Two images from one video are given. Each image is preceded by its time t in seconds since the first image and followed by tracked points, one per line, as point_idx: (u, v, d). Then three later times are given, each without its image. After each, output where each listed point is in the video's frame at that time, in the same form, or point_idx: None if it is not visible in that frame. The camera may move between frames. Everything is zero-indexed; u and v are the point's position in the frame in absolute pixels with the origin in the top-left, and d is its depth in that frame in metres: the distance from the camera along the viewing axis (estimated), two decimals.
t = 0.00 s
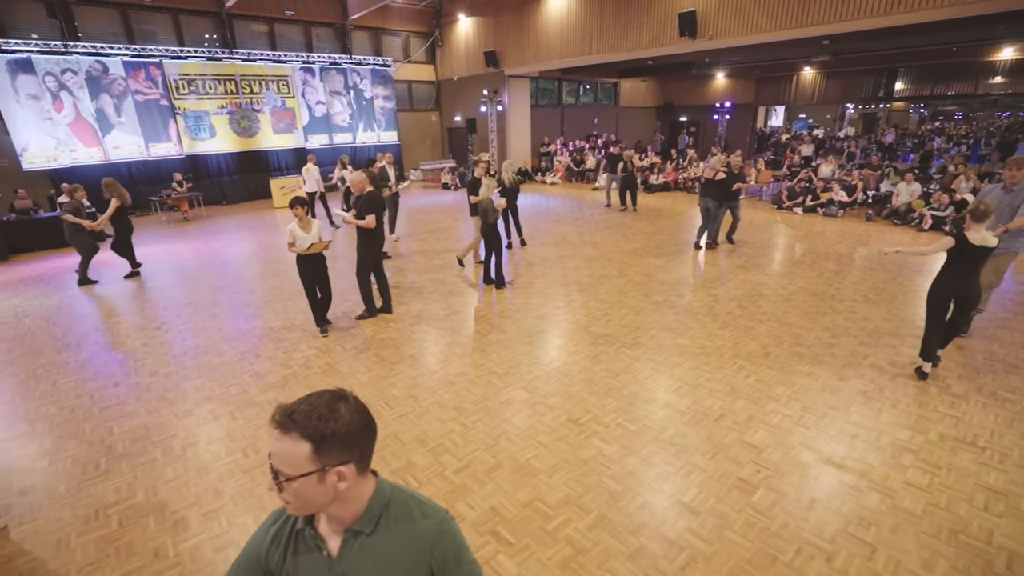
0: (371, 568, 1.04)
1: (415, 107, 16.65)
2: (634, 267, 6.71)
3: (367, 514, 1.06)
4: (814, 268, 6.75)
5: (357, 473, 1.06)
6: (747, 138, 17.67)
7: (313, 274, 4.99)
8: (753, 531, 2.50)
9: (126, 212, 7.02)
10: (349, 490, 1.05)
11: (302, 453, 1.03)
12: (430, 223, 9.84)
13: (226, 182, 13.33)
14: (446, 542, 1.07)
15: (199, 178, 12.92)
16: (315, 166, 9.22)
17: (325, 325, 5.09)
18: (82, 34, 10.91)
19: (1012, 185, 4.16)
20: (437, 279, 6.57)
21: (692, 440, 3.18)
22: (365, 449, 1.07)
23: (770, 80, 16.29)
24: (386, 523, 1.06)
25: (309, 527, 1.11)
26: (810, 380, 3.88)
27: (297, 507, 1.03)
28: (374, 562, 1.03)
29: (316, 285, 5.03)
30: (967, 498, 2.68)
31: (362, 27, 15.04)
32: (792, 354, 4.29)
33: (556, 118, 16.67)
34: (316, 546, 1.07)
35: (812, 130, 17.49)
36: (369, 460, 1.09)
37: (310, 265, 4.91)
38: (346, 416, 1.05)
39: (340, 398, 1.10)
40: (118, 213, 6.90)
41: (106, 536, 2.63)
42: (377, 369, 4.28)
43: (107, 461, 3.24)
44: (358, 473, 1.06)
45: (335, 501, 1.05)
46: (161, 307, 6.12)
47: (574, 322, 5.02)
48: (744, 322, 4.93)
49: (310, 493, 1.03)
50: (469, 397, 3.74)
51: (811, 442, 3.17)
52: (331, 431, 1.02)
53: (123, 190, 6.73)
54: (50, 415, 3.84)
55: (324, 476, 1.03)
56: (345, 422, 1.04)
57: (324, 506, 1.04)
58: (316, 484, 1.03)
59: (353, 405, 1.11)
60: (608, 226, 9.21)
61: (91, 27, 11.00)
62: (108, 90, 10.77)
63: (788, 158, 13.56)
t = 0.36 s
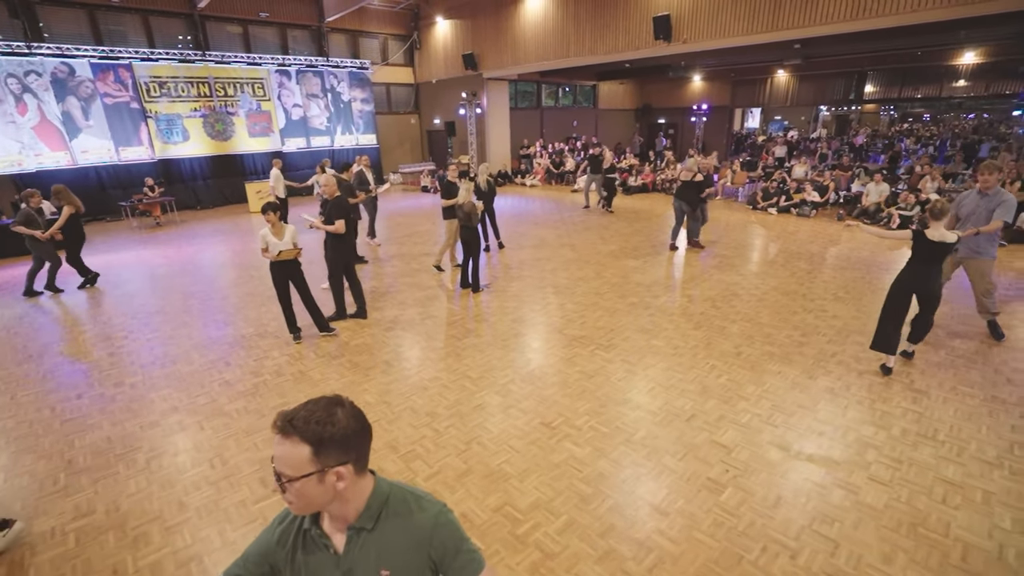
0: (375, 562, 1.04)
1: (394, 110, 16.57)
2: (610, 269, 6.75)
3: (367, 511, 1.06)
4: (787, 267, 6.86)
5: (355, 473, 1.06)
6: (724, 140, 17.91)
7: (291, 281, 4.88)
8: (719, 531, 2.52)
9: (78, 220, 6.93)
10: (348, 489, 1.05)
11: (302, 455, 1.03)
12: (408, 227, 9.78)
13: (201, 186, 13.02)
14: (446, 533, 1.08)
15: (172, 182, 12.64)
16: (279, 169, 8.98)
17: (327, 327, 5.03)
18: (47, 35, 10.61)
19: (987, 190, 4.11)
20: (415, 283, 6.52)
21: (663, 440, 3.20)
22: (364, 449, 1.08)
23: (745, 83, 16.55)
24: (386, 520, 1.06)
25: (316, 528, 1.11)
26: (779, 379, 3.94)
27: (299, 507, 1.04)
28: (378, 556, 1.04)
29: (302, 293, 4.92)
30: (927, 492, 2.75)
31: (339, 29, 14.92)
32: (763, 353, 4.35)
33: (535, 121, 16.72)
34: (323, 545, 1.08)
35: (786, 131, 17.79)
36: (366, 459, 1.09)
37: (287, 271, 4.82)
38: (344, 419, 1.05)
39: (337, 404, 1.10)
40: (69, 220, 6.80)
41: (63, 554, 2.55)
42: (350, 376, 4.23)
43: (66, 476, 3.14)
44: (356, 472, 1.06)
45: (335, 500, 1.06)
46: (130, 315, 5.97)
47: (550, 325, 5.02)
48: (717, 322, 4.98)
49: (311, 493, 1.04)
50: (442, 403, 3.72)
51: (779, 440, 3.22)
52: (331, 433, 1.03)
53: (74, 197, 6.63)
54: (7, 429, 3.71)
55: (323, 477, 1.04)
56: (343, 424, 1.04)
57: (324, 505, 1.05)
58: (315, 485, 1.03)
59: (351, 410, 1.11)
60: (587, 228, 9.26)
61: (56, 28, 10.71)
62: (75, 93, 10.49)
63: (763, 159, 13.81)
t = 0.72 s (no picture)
0: (395, 567, 1.03)
1: (373, 112, 16.44)
2: (587, 270, 6.78)
3: (376, 517, 1.04)
4: (760, 267, 6.96)
5: (358, 481, 1.02)
6: (702, 141, 18.15)
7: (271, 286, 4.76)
8: (686, 531, 2.53)
9: (45, 226, 6.68)
10: (351, 497, 1.01)
11: (303, 464, 0.98)
12: (386, 230, 9.70)
13: (174, 190, 12.55)
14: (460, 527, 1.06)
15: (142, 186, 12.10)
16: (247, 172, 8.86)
17: (300, 336, 4.94)
18: (10, 33, 10.28)
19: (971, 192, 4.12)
20: (391, 287, 6.46)
21: (634, 441, 3.21)
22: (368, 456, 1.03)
23: (721, 86, 16.80)
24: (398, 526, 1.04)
25: (333, 541, 1.10)
26: (749, 378, 3.99)
27: (304, 521, 0.99)
28: (396, 560, 1.03)
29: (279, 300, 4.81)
30: (888, 487, 2.82)
31: (316, 30, 14.75)
32: (734, 352, 4.41)
33: (515, 123, 16.74)
34: (342, 557, 1.07)
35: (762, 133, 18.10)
36: (368, 466, 1.04)
37: (266, 275, 4.70)
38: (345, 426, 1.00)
39: (335, 410, 1.04)
40: (35, 226, 6.56)
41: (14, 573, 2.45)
42: (321, 383, 4.17)
43: (20, 493, 3.03)
44: (360, 479, 1.02)
45: (340, 509, 1.02)
46: (95, 323, 5.80)
47: (524, 327, 5.02)
48: (691, 323, 5.02)
49: (314, 505, 0.99)
50: (413, 408, 3.70)
51: (745, 439, 3.26)
52: (332, 442, 0.98)
53: (40, 202, 6.40)
54: None
55: (324, 486, 0.99)
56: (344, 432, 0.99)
57: (330, 515, 1.01)
58: (317, 493, 0.99)
59: (349, 415, 1.06)
60: (565, 230, 9.28)
61: (19, 27, 10.39)
62: (38, 94, 10.18)
63: (738, 160, 14.04)
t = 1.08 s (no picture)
0: None
1: (349, 114, 16.27)
2: (561, 271, 6.80)
3: (277, 561, 0.96)
4: (730, 266, 7.07)
5: (257, 515, 0.98)
6: (678, 142, 18.36)
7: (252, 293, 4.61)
8: (651, 531, 2.54)
9: (21, 229, 6.48)
10: (250, 531, 0.98)
11: (197, 492, 0.99)
12: (362, 234, 9.61)
13: (142, 195, 12.22)
14: None
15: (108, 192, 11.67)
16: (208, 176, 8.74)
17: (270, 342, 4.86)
18: None
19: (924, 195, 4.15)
20: (362, 291, 6.37)
21: (602, 441, 3.23)
22: (272, 490, 0.98)
23: (695, 87, 17.02)
24: None
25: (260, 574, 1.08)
26: (718, 376, 4.03)
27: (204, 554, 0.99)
28: None
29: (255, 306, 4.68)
30: (848, 481, 2.88)
31: (289, 32, 14.55)
32: (703, 351, 4.46)
33: (492, 125, 16.73)
34: None
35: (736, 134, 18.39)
36: (275, 499, 0.99)
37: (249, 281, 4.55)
38: (244, 455, 0.96)
39: (244, 435, 1.02)
40: (12, 229, 6.33)
41: None
42: (289, 390, 4.11)
43: None
44: (260, 515, 0.98)
45: (243, 542, 1.00)
46: (56, 332, 5.61)
47: (497, 330, 5.02)
48: (662, 322, 5.07)
49: (212, 535, 0.99)
50: (382, 414, 3.67)
51: (712, 436, 3.30)
52: (222, 472, 0.96)
53: (19, 206, 6.21)
54: None
55: (219, 518, 0.98)
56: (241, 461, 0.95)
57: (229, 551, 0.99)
58: (215, 525, 0.98)
59: (258, 443, 1.02)
60: (542, 231, 9.30)
61: None
62: None
63: (713, 161, 14.26)
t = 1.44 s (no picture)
0: None
1: (324, 114, 16.06)
2: (536, 271, 6.81)
3: None
4: (703, 264, 7.17)
5: None
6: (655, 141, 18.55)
7: (229, 296, 4.53)
8: (617, 530, 2.55)
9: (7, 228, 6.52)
10: None
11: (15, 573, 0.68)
12: (337, 235, 9.49)
13: (109, 197, 11.89)
14: None
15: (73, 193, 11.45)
16: (173, 181, 8.51)
17: (240, 350, 4.67)
18: None
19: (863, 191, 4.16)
20: (336, 293, 6.29)
21: (571, 441, 3.23)
22: None
23: (671, 88, 17.18)
24: None
25: None
26: (688, 373, 4.07)
27: None
28: None
29: (230, 310, 4.58)
30: (811, 475, 2.92)
31: (261, 30, 14.29)
32: (674, 349, 4.50)
33: (470, 125, 16.69)
34: None
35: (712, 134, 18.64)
36: None
37: (227, 283, 4.48)
38: (71, 531, 0.62)
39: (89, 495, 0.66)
40: None
41: None
42: (256, 395, 4.03)
43: None
44: None
45: None
46: (15, 339, 5.42)
47: (469, 331, 5.00)
48: (635, 321, 5.10)
49: None
50: (350, 419, 3.62)
51: (679, 433, 3.32)
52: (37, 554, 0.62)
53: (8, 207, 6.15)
54: None
55: None
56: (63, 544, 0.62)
57: None
58: None
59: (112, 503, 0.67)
60: (518, 231, 9.30)
61: None
62: None
63: (688, 160, 14.46)
